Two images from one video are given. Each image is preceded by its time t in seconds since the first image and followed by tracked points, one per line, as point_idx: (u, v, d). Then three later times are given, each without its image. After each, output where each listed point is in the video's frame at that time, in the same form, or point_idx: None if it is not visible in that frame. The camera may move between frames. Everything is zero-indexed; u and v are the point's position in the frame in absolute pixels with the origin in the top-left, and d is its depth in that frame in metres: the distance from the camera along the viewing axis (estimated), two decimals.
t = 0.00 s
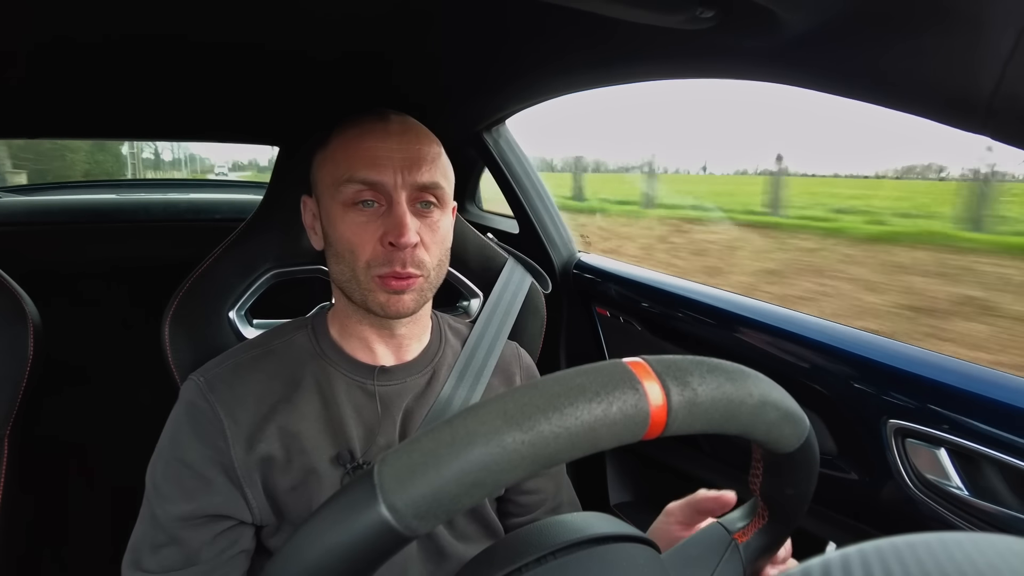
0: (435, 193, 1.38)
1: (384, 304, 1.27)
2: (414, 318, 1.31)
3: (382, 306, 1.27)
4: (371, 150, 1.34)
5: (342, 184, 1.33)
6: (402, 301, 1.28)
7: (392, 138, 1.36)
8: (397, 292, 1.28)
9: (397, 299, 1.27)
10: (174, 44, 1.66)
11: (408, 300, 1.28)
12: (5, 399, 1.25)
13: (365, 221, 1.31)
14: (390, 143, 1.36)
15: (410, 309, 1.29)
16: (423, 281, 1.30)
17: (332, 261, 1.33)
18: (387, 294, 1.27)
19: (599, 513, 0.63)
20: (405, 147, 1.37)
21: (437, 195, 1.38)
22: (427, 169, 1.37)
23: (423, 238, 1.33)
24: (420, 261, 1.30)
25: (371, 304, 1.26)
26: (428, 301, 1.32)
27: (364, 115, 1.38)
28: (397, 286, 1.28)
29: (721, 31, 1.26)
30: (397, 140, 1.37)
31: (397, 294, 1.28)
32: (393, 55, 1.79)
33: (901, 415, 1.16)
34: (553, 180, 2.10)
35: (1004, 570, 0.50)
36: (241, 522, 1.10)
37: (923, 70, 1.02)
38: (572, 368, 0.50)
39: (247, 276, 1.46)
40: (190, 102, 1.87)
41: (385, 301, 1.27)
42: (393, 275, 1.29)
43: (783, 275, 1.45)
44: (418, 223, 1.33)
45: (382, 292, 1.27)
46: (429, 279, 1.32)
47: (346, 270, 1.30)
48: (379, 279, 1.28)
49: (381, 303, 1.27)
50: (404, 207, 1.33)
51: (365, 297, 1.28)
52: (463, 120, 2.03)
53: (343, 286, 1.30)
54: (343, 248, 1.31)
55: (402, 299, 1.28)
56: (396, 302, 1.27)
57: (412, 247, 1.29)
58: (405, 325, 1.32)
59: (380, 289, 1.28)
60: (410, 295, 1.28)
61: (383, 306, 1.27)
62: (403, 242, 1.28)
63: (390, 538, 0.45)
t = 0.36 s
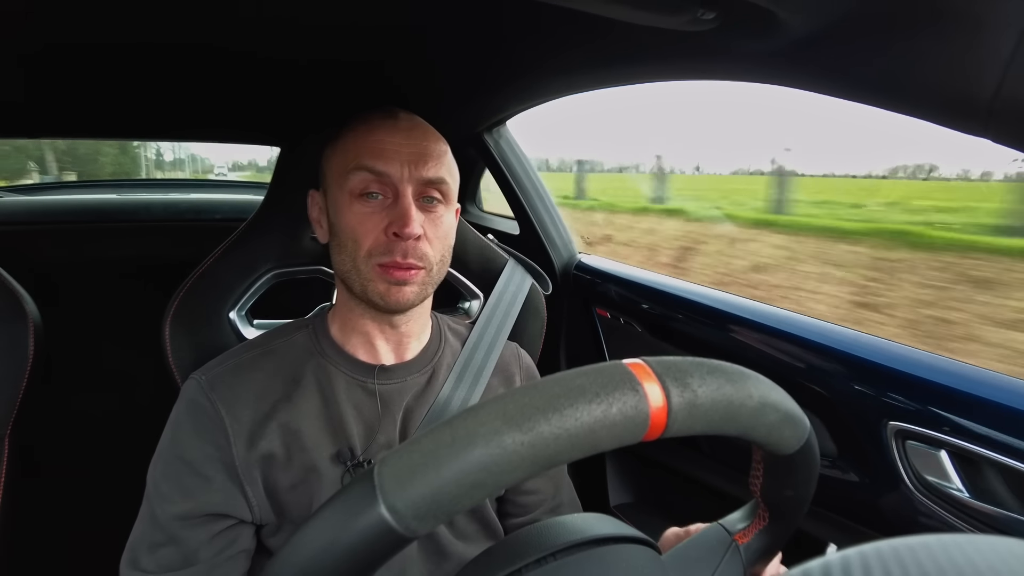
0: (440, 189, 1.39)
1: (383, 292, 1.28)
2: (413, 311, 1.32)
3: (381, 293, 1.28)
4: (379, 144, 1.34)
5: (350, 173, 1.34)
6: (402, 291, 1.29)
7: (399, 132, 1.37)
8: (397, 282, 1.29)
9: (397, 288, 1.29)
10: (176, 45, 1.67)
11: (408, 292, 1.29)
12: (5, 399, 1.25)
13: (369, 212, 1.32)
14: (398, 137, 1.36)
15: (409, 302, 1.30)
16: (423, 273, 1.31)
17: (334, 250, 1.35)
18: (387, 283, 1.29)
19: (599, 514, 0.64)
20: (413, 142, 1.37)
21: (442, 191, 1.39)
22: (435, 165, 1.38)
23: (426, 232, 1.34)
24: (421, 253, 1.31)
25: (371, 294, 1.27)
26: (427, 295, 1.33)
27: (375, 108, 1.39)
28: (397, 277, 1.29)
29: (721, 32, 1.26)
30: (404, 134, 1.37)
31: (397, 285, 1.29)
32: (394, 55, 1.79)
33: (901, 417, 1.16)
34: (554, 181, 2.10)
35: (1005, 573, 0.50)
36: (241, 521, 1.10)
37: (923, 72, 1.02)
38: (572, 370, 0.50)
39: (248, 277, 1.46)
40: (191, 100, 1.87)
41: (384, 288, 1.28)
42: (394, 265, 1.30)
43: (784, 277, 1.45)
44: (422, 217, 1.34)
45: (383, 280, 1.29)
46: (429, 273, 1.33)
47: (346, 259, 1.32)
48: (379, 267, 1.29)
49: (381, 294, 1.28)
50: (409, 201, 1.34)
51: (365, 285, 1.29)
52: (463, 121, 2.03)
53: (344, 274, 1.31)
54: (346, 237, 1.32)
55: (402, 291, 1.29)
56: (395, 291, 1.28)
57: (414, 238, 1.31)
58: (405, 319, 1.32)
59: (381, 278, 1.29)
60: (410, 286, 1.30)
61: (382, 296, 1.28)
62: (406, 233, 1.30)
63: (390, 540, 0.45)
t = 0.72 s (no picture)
0: (428, 186, 1.39)
1: (375, 293, 1.28)
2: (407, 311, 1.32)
3: (373, 295, 1.28)
4: (362, 144, 1.34)
5: (334, 176, 1.34)
6: (393, 291, 1.29)
7: (384, 132, 1.36)
8: (388, 282, 1.29)
9: (389, 289, 1.28)
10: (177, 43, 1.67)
11: (399, 292, 1.29)
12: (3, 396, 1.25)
13: (357, 212, 1.33)
14: (383, 137, 1.36)
15: (401, 301, 1.29)
16: (414, 272, 1.31)
17: (325, 253, 1.34)
18: (378, 284, 1.29)
19: (594, 517, 0.64)
20: (397, 140, 1.37)
21: (429, 189, 1.39)
22: (421, 163, 1.38)
23: (415, 230, 1.34)
24: (411, 252, 1.31)
25: (361, 295, 1.27)
26: (421, 294, 1.33)
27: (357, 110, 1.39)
28: (388, 277, 1.29)
29: (721, 37, 1.26)
30: (388, 134, 1.37)
31: (387, 285, 1.29)
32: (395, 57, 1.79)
33: (898, 423, 1.17)
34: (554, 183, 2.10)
35: None
36: (237, 519, 1.10)
37: (922, 78, 1.02)
38: (565, 374, 0.50)
39: (247, 276, 1.46)
40: (193, 96, 1.88)
41: (376, 291, 1.28)
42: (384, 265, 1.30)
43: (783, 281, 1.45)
44: (410, 216, 1.34)
45: (374, 281, 1.29)
46: (421, 271, 1.33)
47: (337, 261, 1.32)
48: (369, 268, 1.30)
49: (371, 295, 1.28)
50: (397, 200, 1.35)
51: (356, 287, 1.29)
52: (464, 122, 2.03)
53: (334, 277, 1.31)
54: (336, 239, 1.32)
55: (393, 290, 1.29)
56: (387, 291, 1.28)
57: (403, 237, 1.31)
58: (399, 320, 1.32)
59: (371, 279, 1.29)
60: (401, 286, 1.30)
61: (373, 297, 1.28)
62: (394, 231, 1.30)
63: (383, 542, 0.45)
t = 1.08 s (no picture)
0: (442, 185, 1.40)
1: (391, 291, 1.28)
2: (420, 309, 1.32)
3: (390, 293, 1.27)
4: (380, 142, 1.34)
5: (351, 173, 1.33)
6: (409, 288, 1.28)
7: (401, 130, 1.37)
8: (404, 280, 1.29)
9: (405, 286, 1.28)
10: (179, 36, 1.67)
11: (416, 290, 1.29)
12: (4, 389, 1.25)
13: (373, 210, 1.32)
14: (399, 136, 1.36)
15: (417, 299, 1.30)
16: (431, 270, 1.31)
17: (335, 250, 1.34)
18: (395, 282, 1.28)
19: (594, 514, 0.64)
20: (414, 139, 1.38)
21: (444, 188, 1.40)
22: (437, 162, 1.39)
23: (431, 228, 1.35)
24: (428, 250, 1.32)
25: (379, 292, 1.26)
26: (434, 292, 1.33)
27: (372, 107, 1.39)
28: (405, 275, 1.29)
29: (724, 34, 1.26)
30: (405, 132, 1.37)
31: (404, 283, 1.28)
32: (398, 53, 1.79)
33: (897, 423, 1.17)
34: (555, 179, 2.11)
35: None
36: (230, 515, 1.10)
37: (924, 78, 1.02)
38: (567, 370, 0.50)
39: (248, 270, 1.46)
40: (196, 90, 1.88)
41: (393, 288, 1.28)
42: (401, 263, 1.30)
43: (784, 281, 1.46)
44: (427, 214, 1.35)
45: (389, 278, 1.29)
46: (436, 269, 1.33)
47: (351, 259, 1.31)
48: (385, 266, 1.29)
49: (388, 292, 1.28)
50: (413, 198, 1.35)
51: (371, 284, 1.29)
52: (466, 118, 2.03)
53: (347, 274, 1.31)
54: (351, 236, 1.32)
55: (410, 288, 1.29)
56: (403, 288, 1.28)
57: (421, 235, 1.31)
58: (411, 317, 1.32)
59: (387, 276, 1.29)
60: (418, 284, 1.30)
61: (390, 295, 1.27)
62: (412, 230, 1.30)
63: (383, 536, 0.45)
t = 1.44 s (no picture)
0: (427, 179, 1.38)
1: (375, 290, 1.28)
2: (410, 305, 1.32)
3: (374, 291, 1.28)
4: (359, 138, 1.34)
5: (331, 172, 1.34)
6: (396, 284, 1.29)
7: (381, 126, 1.36)
8: (389, 277, 1.29)
9: (391, 283, 1.29)
10: (179, 36, 1.66)
11: (401, 286, 1.29)
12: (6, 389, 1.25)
13: (356, 208, 1.33)
14: (378, 131, 1.36)
15: (403, 294, 1.30)
16: (416, 265, 1.32)
17: (326, 251, 1.34)
18: (380, 280, 1.29)
19: (595, 513, 0.64)
20: (394, 133, 1.37)
21: (429, 181, 1.38)
22: (418, 155, 1.38)
23: (416, 223, 1.35)
24: (411, 245, 1.32)
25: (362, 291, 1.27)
26: (423, 287, 1.33)
27: (352, 106, 1.39)
28: (389, 272, 1.30)
29: (724, 32, 1.25)
30: (384, 127, 1.36)
31: (389, 280, 1.29)
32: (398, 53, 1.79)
33: (898, 421, 1.17)
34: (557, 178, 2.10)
35: None
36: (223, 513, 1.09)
37: (926, 75, 1.01)
38: (569, 368, 0.50)
39: (249, 269, 1.46)
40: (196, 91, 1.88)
41: (378, 287, 1.28)
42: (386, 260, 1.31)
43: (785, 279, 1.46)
44: (409, 209, 1.35)
45: (376, 276, 1.29)
46: (423, 264, 1.33)
47: (338, 260, 1.32)
48: (370, 264, 1.30)
49: (372, 290, 1.28)
50: (395, 193, 1.35)
51: (359, 282, 1.29)
52: (467, 118, 2.03)
53: (336, 274, 1.31)
54: (336, 236, 1.32)
55: (395, 285, 1.29)
56: (389, 286, 1.29)
57: (403, 231, 1.31)
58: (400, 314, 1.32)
59: (372, 275, 1.29)
60: (403, 280, 1.30)
61: (375, 293, 1.28)
62: (394, 225, 1.30)
63: (384, 536, 0.45)
